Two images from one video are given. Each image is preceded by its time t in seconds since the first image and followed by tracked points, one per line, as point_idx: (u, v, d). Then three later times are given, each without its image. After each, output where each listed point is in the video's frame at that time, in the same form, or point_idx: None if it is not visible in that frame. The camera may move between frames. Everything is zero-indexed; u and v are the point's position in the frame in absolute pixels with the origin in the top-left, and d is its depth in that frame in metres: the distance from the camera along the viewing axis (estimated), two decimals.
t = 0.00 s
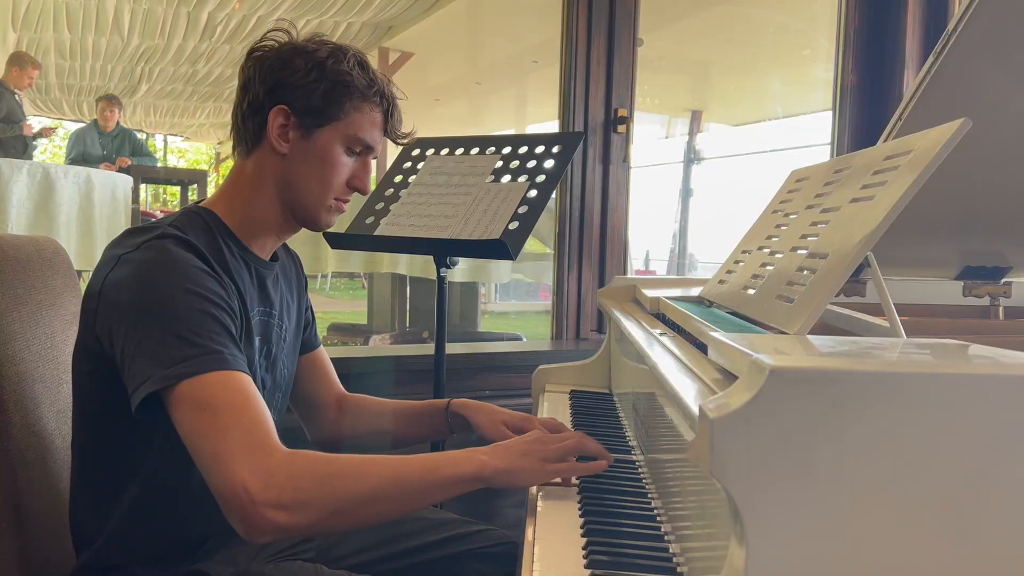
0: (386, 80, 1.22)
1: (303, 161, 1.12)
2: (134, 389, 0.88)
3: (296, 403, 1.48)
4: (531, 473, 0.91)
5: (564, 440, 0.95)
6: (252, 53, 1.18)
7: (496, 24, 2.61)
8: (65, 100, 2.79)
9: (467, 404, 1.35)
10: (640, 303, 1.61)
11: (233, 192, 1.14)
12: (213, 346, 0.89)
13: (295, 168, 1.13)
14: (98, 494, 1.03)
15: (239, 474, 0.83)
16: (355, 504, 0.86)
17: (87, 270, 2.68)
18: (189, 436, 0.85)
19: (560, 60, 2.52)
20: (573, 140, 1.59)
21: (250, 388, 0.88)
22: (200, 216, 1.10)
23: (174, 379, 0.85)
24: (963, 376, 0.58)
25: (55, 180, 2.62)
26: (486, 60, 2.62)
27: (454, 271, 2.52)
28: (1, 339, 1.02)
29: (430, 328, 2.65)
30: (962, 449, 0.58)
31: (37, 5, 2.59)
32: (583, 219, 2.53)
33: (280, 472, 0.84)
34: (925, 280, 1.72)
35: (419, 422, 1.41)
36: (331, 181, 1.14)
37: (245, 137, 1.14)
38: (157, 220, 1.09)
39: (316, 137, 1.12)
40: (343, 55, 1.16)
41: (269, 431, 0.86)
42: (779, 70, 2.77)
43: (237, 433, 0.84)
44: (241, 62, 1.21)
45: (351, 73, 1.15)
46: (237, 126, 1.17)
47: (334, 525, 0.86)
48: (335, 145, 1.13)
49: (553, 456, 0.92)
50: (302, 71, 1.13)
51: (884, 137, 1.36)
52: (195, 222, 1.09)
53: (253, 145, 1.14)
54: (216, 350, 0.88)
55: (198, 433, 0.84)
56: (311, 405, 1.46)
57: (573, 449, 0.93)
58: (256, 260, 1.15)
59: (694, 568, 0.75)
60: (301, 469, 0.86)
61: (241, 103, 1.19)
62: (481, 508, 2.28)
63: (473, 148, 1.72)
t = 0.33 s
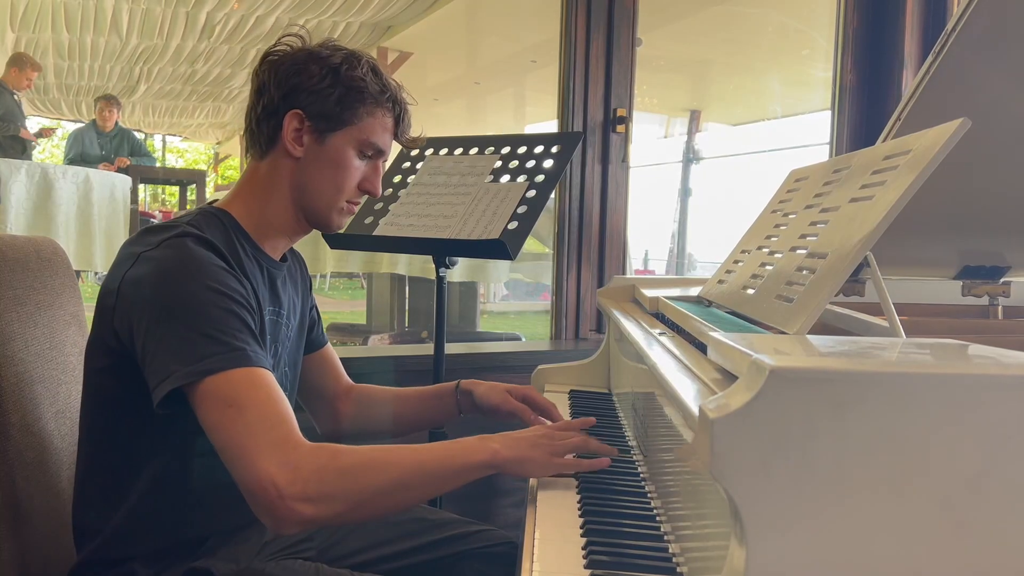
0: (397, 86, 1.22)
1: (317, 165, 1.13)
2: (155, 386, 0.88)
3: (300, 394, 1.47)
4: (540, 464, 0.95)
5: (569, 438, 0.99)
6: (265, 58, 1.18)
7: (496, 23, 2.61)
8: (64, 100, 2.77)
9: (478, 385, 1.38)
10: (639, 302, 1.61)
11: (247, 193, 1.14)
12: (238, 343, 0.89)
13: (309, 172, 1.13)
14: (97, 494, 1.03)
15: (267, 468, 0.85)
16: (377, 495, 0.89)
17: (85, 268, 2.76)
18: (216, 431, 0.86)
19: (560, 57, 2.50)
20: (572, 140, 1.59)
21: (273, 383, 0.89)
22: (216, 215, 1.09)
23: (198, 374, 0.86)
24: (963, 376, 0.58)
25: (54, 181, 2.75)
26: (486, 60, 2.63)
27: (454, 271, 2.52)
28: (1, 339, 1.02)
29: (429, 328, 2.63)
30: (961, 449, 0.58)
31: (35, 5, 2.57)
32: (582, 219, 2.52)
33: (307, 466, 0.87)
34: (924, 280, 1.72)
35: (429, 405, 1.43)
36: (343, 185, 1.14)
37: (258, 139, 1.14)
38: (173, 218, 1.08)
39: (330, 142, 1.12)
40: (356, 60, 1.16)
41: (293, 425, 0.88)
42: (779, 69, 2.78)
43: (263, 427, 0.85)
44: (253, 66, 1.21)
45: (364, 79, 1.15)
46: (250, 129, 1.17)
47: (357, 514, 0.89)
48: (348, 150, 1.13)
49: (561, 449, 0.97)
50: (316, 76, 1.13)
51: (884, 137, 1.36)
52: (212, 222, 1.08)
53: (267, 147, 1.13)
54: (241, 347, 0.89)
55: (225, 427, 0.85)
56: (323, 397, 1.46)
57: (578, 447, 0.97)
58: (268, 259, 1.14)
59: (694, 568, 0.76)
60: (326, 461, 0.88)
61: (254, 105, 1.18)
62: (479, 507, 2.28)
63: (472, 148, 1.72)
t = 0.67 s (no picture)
0: (407, 91, 1.22)
1: (332, 171, 1.13)
2: (166, 378, 0.89)
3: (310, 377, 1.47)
4: (529, 462, 0.96)
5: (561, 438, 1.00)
6: (279, 65, 1.18)
7: (494, 25, 2.64)
8: (63, 100, 2.77)
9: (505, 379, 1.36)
10: (639, 303, 1.61)
11: (262, 196, 1.14)
12: (247, 343, 0.89)
13: (325, 177, 1.13)
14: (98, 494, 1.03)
15: (265, 468, 0.84)
16: (374, 496, 0.89)
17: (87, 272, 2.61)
18: (219, 429, 0.86)
19: (558, 58, 2.49)
20: (572, 140, 1.59)
21: (278, 383, 0.89)
22: (232, 217, 1.09)
23: (207, 371, 0.86)
24: (963, 377, 0.58)
25: (53, 181, 2.56)
26: (484, 61, 2.65)
27: (453, 271, 2.52)
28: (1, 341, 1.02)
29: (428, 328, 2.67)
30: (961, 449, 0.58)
31: (35, 5, 2.61)
32: (581, 218, 2.52)
33: (306, 466, 0.87)
34: (923, 280, 1.72)
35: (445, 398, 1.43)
36: (357, 190, 1.14)
37: (273, 144, 1.14)
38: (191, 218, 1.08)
39: (344, 148, 1.12)
40: (368, 67, 1.16)
41: (293, 427, 0.88)
42: (777, 69, 2.78)
43: (265, 427, 0.85)
44: (267, 72, 1.20)
45: (377, 86, 1.15)
46: (264, 134, 1.17)
47: (352, 515, 0.89)
48: (362, 155, 1.14)
49: (546, 447, 0.98)
50: (331, 83, 1.13)
51: (883, 136, 1.36)
52: (229, 223, 1.08)
53: (282, 152, 1.13)
54: (249, 347, 0.89)
55: (229, 425, 0.85)
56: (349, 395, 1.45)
57: (567, 447, 1.00)
58: (280, 259, 1.14)
59: (694, 568, 0.76)
60: (324, 464, 0.88)
61: (269, 111, 1.18)
62: (479, 508, 2.28)
63: (472, 148, 1.72)
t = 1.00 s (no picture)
0: (402, 89, 1.22)
1: (332, 172, 1.13)
2: (178, 368, 0.90)
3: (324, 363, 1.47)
4: (530, 451, 0.96)
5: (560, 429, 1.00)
6: (276, 69, 1.17)
7: (494, 25, 2.65)
8: (62, 100, 2.75)
9: (528, 383, 1.36)
10: (639, 303, 1.61)
11: (264, 198, 1.14)
12: (254, 335, 0.90)
13: (326, 178, 1.13)
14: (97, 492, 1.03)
15: (280, 458, 0.86)
16: (385, 482, 0.90)
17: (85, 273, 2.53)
18: (234, 419, 0.88)
19: (558, 59, 2.48)
20: (571, 140, 1.59)
21: (287, 373, 0.91)
22: (239, 215, 1.09)
23: (218, 361, 0.88)
24: (964, 378, 0.58)
25: (53, 181, 2.49)
26: (484, 61, 2.66)
27: (452, 272, 2.51)
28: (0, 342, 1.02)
29: (428, 328, 2.67)
30: (962, 448, 0.58)
31: (34, 5, 2.62)
32: (581, 218, 2.52)
33: (317, 454, 0.87)
34: (923, 280, 1.72)
35: (464, 393, 1.45)
36: (357, 189, 1.15)
37: (273, 147, 1.14)
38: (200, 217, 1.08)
39: (343, 148, 1.13)
40: (364, 68, 1.16)
41: (304, 417, 0.89)
42: (775, 69, 2.79)
43: (277, 418, 0.87)
44: (265, 74, 1.20)
45: (374, 86, 1.15)
46: (264, 136, 1.17)
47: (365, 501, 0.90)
48: (361, 155, 1.14)
49: (549, 436, 0.98)
50: (328, 86, 1.13)
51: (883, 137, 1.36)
52: (236, 219, 1.08)
53: (283, 155, 1.13)
54: (256, 340, 0.90)
55: (243, 415, 0.87)
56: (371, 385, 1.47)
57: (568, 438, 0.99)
58: (286, 258, 1.14)
59: (694, 568, 0.76)
60: (334, 452, 0.89)
61: (268, 113, 1.18)
62: (478, 509, 2.28)
63: (471, 148, 1.72)
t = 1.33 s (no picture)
0: (376, 78, 1.22)
1: (305, 162, 1.14)
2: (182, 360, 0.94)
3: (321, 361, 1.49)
4: (550, 437, 0.97)
5: (591, 423, 1.01)
6: (247, 66, 1.20)
7: (495, 25, 2.66)
8: (63, 101, 2.76)
9: (526, 381, 1.36)
10: (638, 303, 1.61)
11: (241, 194, 1.14)
12: (253, 325, 0.94)
13: (299, 169, 1.14)
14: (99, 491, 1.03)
15: (312, 435, 0.93)
16: (413, 449, 0.97)
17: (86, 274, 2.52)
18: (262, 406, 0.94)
19: (559, 58, 2.48)
20: (572, 140, 1.59)
21: (298, 354, 0.96)
22: (220, 210, 1.09)
23: (222, 354, 0.92)
24: (967, 378, 0.58)
25: (53, 182, 2.45)
26: (485, 61, 2.66)
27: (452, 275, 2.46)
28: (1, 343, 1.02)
29: (428, 328, 2.69)
30: (965, 448, 0.58)
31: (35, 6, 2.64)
32: (582, 218, 2.52)
33: (348, 428, 0.94)
34: (923, 281, 1.72)
35: (460, 387, 1.44)
36: (332, 177, 1.15)
37: (251, 144, 1.16)
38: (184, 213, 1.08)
39: (315, 138, 1.14)
40: (332, 58, 1.17)
41: (327, 396, 0.95)
42: (775, 69, 2.79)
43: (298, 399, 0.93)
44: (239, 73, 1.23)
45: (341, 75, 1.15)
46: (241, 134, 1.19)
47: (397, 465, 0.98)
48: (333, 144, 1.14)
49: (572, 429, 0.98)
50: (296, 78, 1.15)
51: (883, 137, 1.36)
52: (221, 215, 1.07)
53: (259, 150, 1.15)
54: (256, 330, 0.94)
55: (266, 399, 0.93)
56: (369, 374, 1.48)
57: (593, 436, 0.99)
58: (271, 251, 1.13)
59: (695, 568, 0.76)
60: (357, 426, 0.95)
61: (243, 111, 1.20)
62: (479, 509, 2.28)
63: (472, 148, 1.72)
